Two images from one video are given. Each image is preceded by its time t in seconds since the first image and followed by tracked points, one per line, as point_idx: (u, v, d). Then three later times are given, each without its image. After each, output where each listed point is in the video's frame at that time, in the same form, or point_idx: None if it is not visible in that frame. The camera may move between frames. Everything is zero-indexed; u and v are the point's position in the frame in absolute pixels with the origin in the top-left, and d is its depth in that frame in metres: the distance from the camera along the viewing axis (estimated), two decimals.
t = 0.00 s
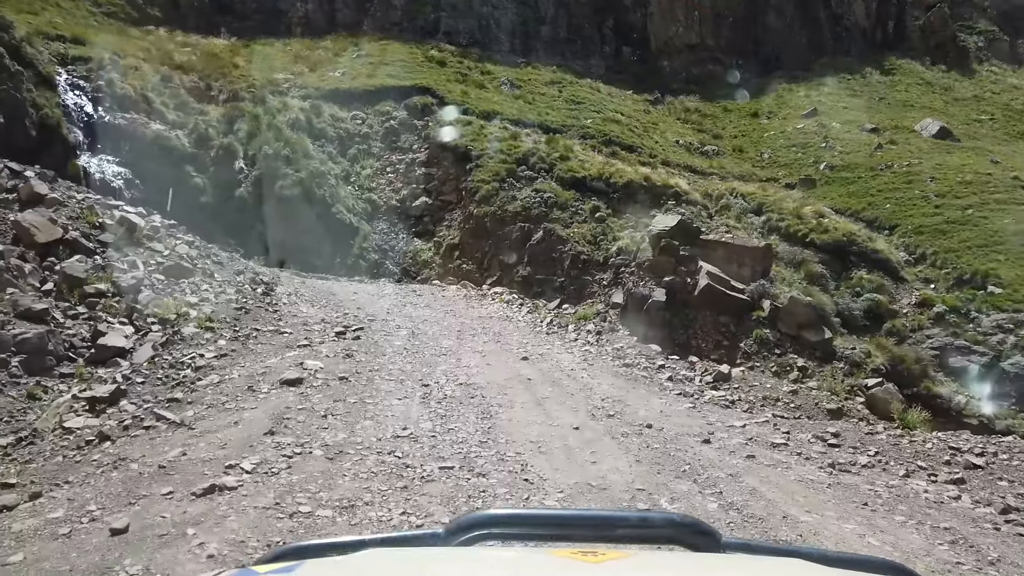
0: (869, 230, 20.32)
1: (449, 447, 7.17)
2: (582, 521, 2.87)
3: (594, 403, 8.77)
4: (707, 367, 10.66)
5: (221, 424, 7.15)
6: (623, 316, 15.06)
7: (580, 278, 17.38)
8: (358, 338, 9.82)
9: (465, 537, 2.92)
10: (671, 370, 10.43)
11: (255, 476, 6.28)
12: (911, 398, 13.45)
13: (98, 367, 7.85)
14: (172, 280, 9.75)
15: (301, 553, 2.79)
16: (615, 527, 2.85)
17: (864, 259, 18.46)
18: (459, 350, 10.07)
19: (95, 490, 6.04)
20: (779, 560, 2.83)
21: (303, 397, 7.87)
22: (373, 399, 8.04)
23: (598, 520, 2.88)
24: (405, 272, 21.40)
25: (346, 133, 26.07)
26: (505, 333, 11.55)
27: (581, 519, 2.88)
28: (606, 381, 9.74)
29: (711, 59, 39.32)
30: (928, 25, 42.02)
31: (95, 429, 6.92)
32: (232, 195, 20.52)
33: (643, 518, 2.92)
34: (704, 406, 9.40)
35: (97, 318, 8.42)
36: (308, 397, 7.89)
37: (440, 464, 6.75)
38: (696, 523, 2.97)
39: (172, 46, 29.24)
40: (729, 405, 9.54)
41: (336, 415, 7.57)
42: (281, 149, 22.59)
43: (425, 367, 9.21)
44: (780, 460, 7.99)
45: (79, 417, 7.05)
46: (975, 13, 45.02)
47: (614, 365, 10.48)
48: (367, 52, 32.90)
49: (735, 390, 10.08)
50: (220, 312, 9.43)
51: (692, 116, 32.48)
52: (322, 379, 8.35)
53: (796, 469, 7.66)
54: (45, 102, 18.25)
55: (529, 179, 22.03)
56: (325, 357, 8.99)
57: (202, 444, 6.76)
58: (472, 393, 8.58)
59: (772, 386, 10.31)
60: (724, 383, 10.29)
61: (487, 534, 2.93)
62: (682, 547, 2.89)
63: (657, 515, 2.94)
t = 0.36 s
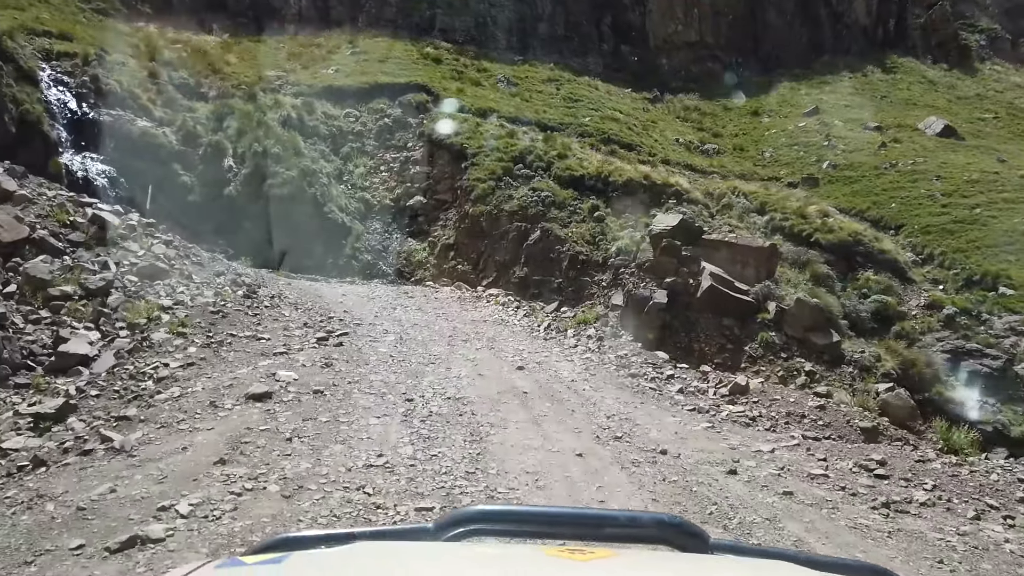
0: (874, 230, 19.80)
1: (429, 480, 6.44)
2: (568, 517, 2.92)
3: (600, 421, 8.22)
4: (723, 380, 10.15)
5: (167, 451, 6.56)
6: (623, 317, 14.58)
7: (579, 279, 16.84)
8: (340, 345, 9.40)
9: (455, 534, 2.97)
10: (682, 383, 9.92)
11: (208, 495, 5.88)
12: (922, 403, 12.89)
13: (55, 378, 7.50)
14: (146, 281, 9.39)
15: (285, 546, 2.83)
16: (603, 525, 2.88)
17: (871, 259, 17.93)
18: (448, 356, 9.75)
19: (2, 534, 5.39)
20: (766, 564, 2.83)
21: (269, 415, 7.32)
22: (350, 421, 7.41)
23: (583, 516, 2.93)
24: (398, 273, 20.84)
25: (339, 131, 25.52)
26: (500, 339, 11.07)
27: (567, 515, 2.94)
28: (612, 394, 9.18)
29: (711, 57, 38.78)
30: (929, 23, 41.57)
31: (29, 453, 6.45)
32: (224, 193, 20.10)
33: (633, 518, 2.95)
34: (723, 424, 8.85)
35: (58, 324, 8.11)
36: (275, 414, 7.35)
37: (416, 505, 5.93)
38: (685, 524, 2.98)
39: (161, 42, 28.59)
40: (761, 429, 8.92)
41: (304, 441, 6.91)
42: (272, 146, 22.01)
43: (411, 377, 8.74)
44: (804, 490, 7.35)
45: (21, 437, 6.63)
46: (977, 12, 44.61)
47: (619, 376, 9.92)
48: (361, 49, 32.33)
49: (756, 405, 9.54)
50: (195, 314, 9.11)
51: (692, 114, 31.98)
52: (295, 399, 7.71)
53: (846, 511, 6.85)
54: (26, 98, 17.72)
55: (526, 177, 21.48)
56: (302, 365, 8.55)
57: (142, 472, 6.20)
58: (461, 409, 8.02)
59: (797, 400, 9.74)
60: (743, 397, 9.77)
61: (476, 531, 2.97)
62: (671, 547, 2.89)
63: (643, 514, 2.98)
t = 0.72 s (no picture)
0: (883, 229, 19.28)
1: (413, 520, 5.76)
2: (566, 515, 3.01)
3: (612, 444, 7.49)
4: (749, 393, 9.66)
5: (100, 485, 5.85)
6: (626, 320, 14.02)
7: (579, 279, 16.29)
8: (324, 351, 9.05)
9: (454, 529, 3.07)
10: (702, 397, 9.40)
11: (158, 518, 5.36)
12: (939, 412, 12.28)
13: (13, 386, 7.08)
14: (121, 280, 9.10)
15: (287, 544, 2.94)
16: (601, 522, 3.00)
17: (880, 258, 17.41)
18: (441, 365, 9.21)
19: None
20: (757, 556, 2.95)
21: (232, 435, 6.70)
22: (325, 445, 6.77)
23: (580, 514, 3.02)
24: (393, 273, 20.23)
25: (334, 128, 24.97)
26: (499, 344, 10.56)
27: (565, 513, 3.03)
28: (626, 409, 8.56)
29: (712, 55, 38.27)
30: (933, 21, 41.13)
31: None
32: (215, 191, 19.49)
33: (628, 513, 3.06)
34: (754, 446, 8.18)
35: (21, 327, 7.74)
36: (239, 435, 6.73)
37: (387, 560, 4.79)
38: (681, 520, 3.06)
39: (152, 37, 28.02)
40: (803, 457, 8.17)
41: (268, 471, 6.22)
42: (265, 142, 21.43)
43: (401, 391, 8.19)
44: (869, 540, 6.37)
45: None
46: (981, 10, 44.18)
47: (630, 388, 9.33)
48: (357, 45, 31.78)
49: (787, 423, 8.97)
50: (170, 317, 8.79)
51: (693, 112, 31.47)
52: (265, 418, 7.10)
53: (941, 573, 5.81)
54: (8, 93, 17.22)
55: (525, 175, 20.92)
56: (279, 376, 8.06)
57: (86, 504, 5.57)
58: (453, 428, 7.42)
59: (836, 418, 9.31)
60: (772, 413, 9.22)
61: (473, 527, 3.06)
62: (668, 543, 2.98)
63: (639, 511, 3.08)
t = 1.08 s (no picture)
0: (893, 229, 18.74)
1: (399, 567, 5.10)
2: (543, 518, 2.46)
3: (635, 476, 6.83)
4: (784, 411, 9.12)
5: (8, 535, 5.12)
6: (629, 321, 13.42)
7: (580, 280, 15.74)
8: (307, 358, 8.60)
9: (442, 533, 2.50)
10: (727, 416, 8.88)
11: (96, 559, 4.84)
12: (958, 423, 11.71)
13: None
14: (92, 281, 8.78)
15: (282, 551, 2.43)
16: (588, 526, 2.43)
17: (891, 259, 16.88)
18: (433, 376, 8.68)
19: None
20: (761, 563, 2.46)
21: (185, 464, 6.11)
22: (293, 477, 6.09)
23: (560, 516, 2.46)
24: (389, 273, 19.66)
25: (329, 125, 24.39)
26: (498, 352, 10.03)
27: (543, 515, 2.48)
28: (649, 433, 7.88)
29: (715, 52, 37.72)
30: (938, 19, 40.64)
31: None
32: (204, 190, 18.90)
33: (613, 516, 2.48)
34: (800, 479, 7.54)
35: None
36: (192, 464, 6.12)
37: None
38: (667, 522, 2.53)
39: (143, 31, 27.40)
40: (854, 488, 7.60)
41: (218, 515, 5.47)
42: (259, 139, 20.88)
43: (388, 407, 7.63)
44: None
45: None
46: (985, 8, 43.73)
47: (648, 405, 8.73)
48: (353, 41, 31.20)
49: (829, 446, 8.40)
50: (141, 321, 8.42)
51: (695, 110, 30.93)
52: (228, 441, 6.53)
53: None
54: None
55: (525, 173, 20.37)
56: (251, 390, 7.52)
57: (5, 551, 4.90)
58: (443, 454, 6.80)
59: (887, 443, 8.65)
60: (811, 434, 8.64)
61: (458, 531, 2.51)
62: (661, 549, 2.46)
63: (625, 512, 2.52)
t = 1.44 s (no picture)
0: (904, 229, 18.23)
1: None
2: (532, 507, 2.45)
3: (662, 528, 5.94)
4: (827, 436, 8.52)
5: None
6: (635, 324, 12.85)
7: (582, 281, 15.21)
8: (286, 370, 8.07)
9: (428, 525, 2.49)
10: (762, 439, 8.29)
11: None
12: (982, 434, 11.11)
13: None
14: (61, 283, 8.38)
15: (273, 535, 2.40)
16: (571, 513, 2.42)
17: (903, 260, 16.36)
18: (427, 391, 8.16)
19: None
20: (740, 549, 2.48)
21: (123, 505, 5.35)
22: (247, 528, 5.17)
23: (548, 506, 2.46)
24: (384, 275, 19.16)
25: (325, 122, 23.87)
26: (498, 362, 9.51)
27: (534, 504, 2.47)
28: (676, 465, 7.26)
29: (717, 49, 37.21)
30: (943, 17, 40.18)
31: None
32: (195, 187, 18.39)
33: (599, 505, 2.47)
34: (866, 528, 6.69)
35: None
36: (131, 508, 5.31)
37: None
38: (650, 510, 2.56)
39: (135, 27, 26.86)
40: (926, 537, 6.75)
41: None
42: (253, 137, 20.38)
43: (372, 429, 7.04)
44: None
45: None
46: (990, 6, 43.29)
47: (673, 428, 8.14)
48: (350, 37, 30.67)
49: (886, 480, 7.75)
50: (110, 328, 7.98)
51: (698, 108, 30.42)
52: (178, 477, 5.78)
53: None
54: None
55: (525, 172, 19.85)
56: (215, 414, 6.88)
57: None
58: (434, 482, 6.21)
59: (956, 479, 7.98)
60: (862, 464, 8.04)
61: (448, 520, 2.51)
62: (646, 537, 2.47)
63: (612, 503, 2.52)
